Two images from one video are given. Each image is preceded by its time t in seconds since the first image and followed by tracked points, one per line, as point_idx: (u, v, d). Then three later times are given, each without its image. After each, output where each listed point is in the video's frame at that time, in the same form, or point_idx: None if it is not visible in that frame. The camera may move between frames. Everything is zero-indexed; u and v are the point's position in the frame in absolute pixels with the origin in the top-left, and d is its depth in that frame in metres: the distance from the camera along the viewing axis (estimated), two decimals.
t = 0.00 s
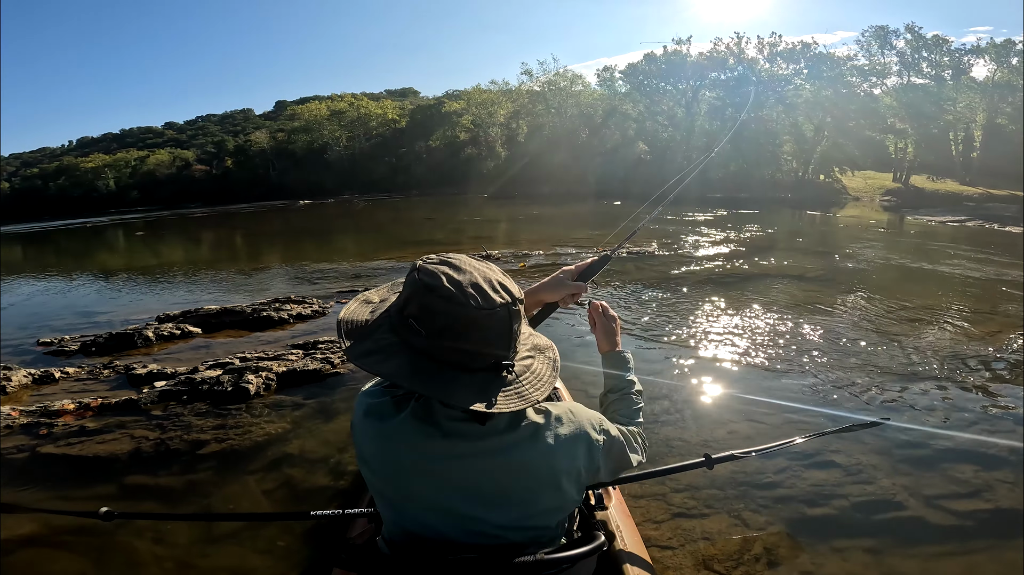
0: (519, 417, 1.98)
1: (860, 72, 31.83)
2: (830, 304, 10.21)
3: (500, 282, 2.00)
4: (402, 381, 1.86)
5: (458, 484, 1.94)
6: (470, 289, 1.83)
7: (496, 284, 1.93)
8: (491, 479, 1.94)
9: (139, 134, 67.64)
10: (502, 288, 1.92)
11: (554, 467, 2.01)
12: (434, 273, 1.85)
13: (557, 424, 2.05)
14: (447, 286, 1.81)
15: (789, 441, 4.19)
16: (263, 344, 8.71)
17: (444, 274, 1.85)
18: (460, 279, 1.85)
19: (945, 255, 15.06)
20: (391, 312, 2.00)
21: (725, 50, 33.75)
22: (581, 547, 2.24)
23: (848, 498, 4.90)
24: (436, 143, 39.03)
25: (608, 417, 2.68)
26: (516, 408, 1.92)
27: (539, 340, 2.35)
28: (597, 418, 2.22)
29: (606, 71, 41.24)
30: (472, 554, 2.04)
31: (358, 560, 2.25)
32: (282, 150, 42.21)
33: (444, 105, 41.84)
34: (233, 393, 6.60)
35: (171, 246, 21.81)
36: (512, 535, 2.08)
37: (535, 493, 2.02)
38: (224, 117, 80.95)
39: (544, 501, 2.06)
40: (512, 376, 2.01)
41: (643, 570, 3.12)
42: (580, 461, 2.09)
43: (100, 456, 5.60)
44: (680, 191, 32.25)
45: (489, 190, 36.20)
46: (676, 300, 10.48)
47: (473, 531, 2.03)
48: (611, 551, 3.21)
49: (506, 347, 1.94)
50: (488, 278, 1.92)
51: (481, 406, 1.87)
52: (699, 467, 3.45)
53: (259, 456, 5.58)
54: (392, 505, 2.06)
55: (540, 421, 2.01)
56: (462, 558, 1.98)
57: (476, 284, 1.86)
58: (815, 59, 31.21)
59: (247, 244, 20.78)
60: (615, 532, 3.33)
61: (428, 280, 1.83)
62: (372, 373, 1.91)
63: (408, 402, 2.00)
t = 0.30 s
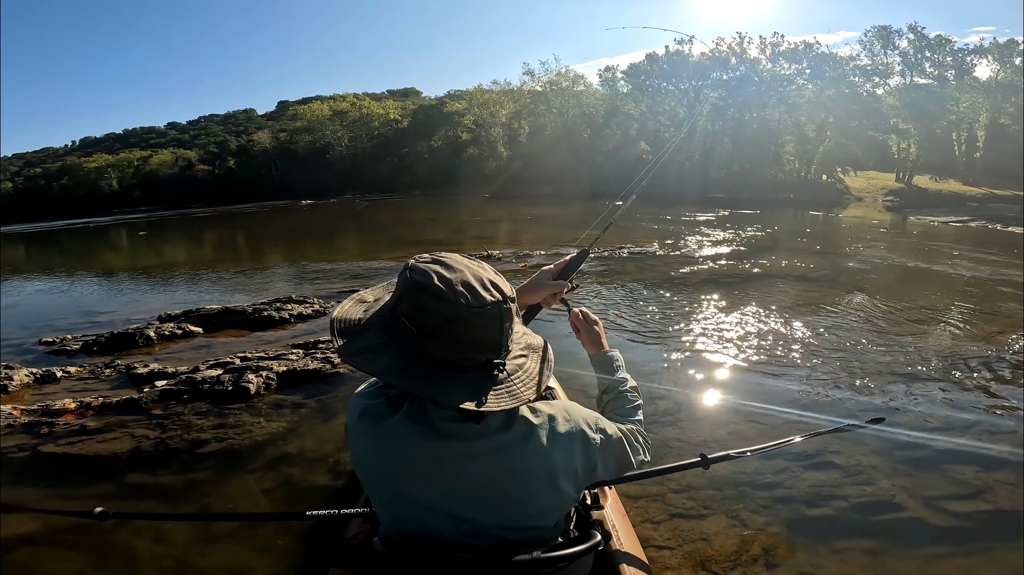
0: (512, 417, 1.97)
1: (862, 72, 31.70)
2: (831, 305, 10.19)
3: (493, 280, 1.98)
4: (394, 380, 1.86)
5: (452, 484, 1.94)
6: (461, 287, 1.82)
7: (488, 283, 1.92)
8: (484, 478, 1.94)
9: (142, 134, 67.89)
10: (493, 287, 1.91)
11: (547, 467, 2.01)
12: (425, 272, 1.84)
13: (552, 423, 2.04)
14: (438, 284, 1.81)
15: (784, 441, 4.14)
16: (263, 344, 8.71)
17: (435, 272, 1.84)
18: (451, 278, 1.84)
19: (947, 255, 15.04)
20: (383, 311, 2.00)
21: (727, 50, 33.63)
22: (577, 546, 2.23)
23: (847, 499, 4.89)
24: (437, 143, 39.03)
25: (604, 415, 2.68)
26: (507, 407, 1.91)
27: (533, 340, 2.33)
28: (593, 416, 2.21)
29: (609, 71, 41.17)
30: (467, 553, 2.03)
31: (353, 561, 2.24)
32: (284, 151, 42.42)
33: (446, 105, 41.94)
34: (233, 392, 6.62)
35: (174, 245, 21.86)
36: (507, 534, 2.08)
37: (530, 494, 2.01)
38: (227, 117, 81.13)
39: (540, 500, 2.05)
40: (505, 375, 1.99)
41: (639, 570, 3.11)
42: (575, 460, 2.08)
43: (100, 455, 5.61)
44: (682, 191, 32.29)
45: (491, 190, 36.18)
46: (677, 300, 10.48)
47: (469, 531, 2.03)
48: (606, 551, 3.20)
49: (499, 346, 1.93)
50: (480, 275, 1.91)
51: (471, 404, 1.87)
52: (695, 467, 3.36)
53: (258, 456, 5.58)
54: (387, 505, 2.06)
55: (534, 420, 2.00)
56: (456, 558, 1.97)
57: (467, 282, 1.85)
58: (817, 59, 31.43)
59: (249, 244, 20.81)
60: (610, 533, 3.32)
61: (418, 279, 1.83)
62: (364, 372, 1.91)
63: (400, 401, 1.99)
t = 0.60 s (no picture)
0: (510, 419, 1.97)
1: (865, 72, 31.51)
2: (833, 305, 10.17)
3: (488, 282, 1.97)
4: (391, 384, 1.86)
5: (451, 486, 1.94)
6: (456, 290, 1.81)
7: (484, 285, 1.91)
8: (483, 479, 1.93)
9: (145, 134, 68.08)
10: (488, 289, 1.90)
11: (547, 467, 2.01)
12: (421, 275, 1.83)
13: (551, 423, 2.04)
14: (434, 288, 1.79)
15: (780, 442, 4.12)
16: (265, 344, 8.73)
17: (431, 276, 1.83)
18: (447, 281, 1.82)
19: (951, 256, 14.99)
20: (379, 314, 1.99)
21: (729, 50, 33.53)
22: (577, 546, 2.23)
23: (848, 500, 4.88)
24: (440, 143, 39.05)
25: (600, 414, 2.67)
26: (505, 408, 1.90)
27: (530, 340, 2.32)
28: (592, 416, 2.21)
29: (610, 71, 40.74)
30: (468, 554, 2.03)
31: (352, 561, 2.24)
32: (286, 151, 42.53)
33: (447, 104, 41.98)
34: (235, 392, 6.62)
35: (177, 245, 21.92)
36: (507, 535, 2.08)
37: (530, 494, 2.01)
38: (229, 117, 81.31)
39: (539, 501, 2.05)
40: (502, 377, 1.99)
41: (639, 568, 3.11)
42: (575, 460, 2.08)
43: (102, 454, 5.63)
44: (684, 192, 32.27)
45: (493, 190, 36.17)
46: (679, 300, 10.48)
47: (468, 532, 2.03)
48: (604, 550, 3.20)
49: (496, 348, 1.93)
50: (475, 278, 1.91)
51: (467, 407, 1.86)
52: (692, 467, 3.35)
53: (258, 455, 5.59)
54: (386, 509, 2.05)
55: (534, 421, 2.01)
56: (455, 558, 1.95)
57: (462, 284, 1.84)
58: (820, 60, 31.80)
59: (251, 244, 20.84)
60: (609, 531, 3.32)
61: (414, 282, 1.82)
62: (360, 378, 1.90)
63: (399, 406, 1.99)
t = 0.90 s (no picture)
0: (508, 422, 1.97)
1: (868, 71, 31.42)
2: (836, 306, 10.15)
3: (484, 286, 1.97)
4: (388, 388, 1.86)
5: (449, 489, 1.93)
6: (454, 293, 1.81)
7: (481, 287, 1.91)
8: (483, 482, 1.93)
9: (148, 134, 68.26)
10: (485, 292, 1.90)
11: (545, 469, 2.00)
12: (419, 278, 1.83)
13: (549, 425, 2.04)
14: (431, 291, 1.79)
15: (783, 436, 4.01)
16: (266, 343, 8.74)
17: (427, 278, 1.83)
18: (444, 284, 1.82)
19: (954, 256, 14.97)
20: (375, 316, 1.99)
21: (731, 50, 33.47)
22: (574, 547, 2.22)
23: (849, 502, 4.87)
24: (441, 143, 39.08)
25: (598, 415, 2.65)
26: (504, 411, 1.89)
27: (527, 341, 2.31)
28: (590, 418, 2.21)
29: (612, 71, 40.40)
30: (466, 555, 2.02)
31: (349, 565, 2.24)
32: (289, 150, 42.66)
33: (450, 104, 42.03)
34: (235, 392, 6.63)
35: (180, 245, 21.97)
36: (504, 536, 2.08)
37: (528, 496, 2.01)
38: (232, 117, 81.50)
39: (537, 503, 2.05)
40: (500, 378, 1.99)
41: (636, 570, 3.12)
42: (573, 463, 2.08)
43: (102, 453, 5.64)
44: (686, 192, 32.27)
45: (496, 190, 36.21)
46: (681, 300, 10.48)
47: (465, 534, 2.02)
48: (602, 551, 3.20)
49: (492, 351, 1.92)
50: (472, 281, 1.90)
51: (465, 409, 1.86)
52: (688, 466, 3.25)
53: (259, 455, 5.60)
54: (383, 511, 2.05)
55: (531, 422, 2.01)
56: (454, 559, 1.95)
57: (460, 288, 1.84)
58: (823, 60, 31.83)
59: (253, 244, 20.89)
60: (606, 532, 3.33)
61: (413, 286, 1.81)
62: (357, 381, 1.90)
63: (396, 408, 1.98)
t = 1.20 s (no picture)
0: (497, 421, 1.96)
1: (875, 71, 31.13)
2: (840, 307, 10.11)
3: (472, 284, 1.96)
4: (378, 389, 1.85)
5: (441, 490, 1.92)
6: (440, 293, 1.81)
7: (468, 287, 1.90)
8: (475, 484, 1.93)
9: (154, 134, 68.54)
10: (472, 290, 1.89)
11: (537, 469, 1.99)
12: (405, 280, 1.83)
13: (541, 425, 2.03)
14: (418, 291, 1.79)
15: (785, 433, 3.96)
16: (269, 343, 8.77)
17: (414, 279, 1.82)
18: (430, 284, 1.82)
19: (960, 257, 14.88)
20: (364, 318, 1.99)
21: (737, 50, 33.32)
22: (569, 547, 2.23)
23: (851, 505, 4.85)
24: (445, 143, 39.11)
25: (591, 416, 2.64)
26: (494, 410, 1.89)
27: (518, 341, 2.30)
28: (582, 417, 2.20)
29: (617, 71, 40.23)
30: (461, 556, 2.02)
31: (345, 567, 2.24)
32: (294, 150, 42.86)
33: (454, 104, 42.07)
34: (237, 390, 6.66)
35: (185, 244, 22.08)
36: (498, 537, 2.07)
37: (520, 497, 2.00)
38: (238, 117, 81.81)
39: (530, 504, 2.04)
40: (488, 378, 1.98)
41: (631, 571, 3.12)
42: (566, 463, 2.07)
43: (104, 452, 5.66)
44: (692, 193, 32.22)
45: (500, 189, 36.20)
46: (684, 301, 10.46)
47: (459, 535, 2.02)
48: (599, 552, 3.20)
49: (480, 350, 1.92)
50: (458, 281, 1.90)
51: (453, 408, 1.85)
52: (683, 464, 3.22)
53: (259, 454, 5.61)
54: (375, 513, 2.04)
55: (523, 422, 2.00)
56: (447, 561, 1.95)
57: (446, 287, 1.84)
58: (829, 60, 31.72)
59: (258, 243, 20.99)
60: (602, 532, 3.33)
61: (399, 287, 1.81)
62: (345, 382, 1.90)
63: (387, 409, 1.97)
